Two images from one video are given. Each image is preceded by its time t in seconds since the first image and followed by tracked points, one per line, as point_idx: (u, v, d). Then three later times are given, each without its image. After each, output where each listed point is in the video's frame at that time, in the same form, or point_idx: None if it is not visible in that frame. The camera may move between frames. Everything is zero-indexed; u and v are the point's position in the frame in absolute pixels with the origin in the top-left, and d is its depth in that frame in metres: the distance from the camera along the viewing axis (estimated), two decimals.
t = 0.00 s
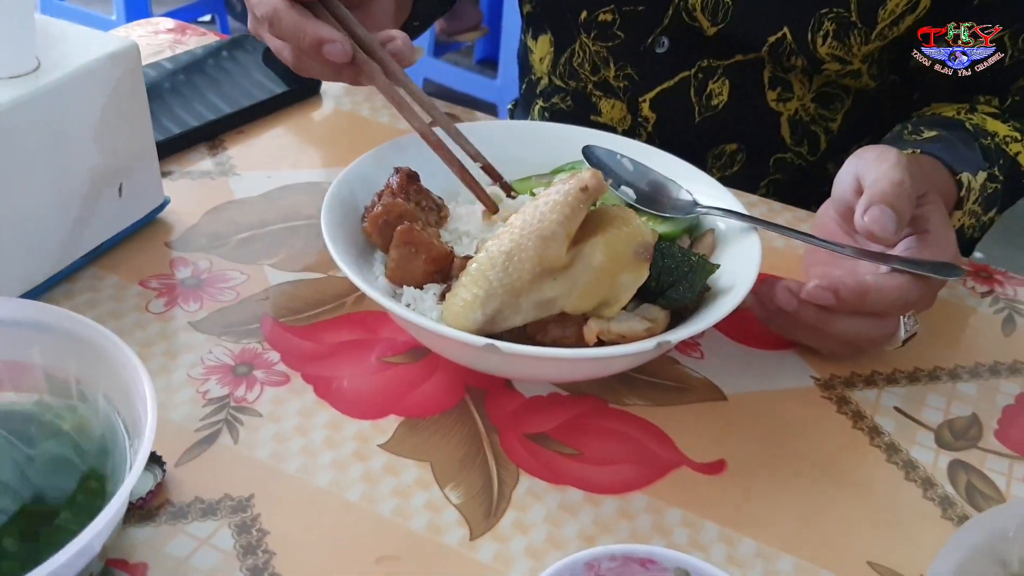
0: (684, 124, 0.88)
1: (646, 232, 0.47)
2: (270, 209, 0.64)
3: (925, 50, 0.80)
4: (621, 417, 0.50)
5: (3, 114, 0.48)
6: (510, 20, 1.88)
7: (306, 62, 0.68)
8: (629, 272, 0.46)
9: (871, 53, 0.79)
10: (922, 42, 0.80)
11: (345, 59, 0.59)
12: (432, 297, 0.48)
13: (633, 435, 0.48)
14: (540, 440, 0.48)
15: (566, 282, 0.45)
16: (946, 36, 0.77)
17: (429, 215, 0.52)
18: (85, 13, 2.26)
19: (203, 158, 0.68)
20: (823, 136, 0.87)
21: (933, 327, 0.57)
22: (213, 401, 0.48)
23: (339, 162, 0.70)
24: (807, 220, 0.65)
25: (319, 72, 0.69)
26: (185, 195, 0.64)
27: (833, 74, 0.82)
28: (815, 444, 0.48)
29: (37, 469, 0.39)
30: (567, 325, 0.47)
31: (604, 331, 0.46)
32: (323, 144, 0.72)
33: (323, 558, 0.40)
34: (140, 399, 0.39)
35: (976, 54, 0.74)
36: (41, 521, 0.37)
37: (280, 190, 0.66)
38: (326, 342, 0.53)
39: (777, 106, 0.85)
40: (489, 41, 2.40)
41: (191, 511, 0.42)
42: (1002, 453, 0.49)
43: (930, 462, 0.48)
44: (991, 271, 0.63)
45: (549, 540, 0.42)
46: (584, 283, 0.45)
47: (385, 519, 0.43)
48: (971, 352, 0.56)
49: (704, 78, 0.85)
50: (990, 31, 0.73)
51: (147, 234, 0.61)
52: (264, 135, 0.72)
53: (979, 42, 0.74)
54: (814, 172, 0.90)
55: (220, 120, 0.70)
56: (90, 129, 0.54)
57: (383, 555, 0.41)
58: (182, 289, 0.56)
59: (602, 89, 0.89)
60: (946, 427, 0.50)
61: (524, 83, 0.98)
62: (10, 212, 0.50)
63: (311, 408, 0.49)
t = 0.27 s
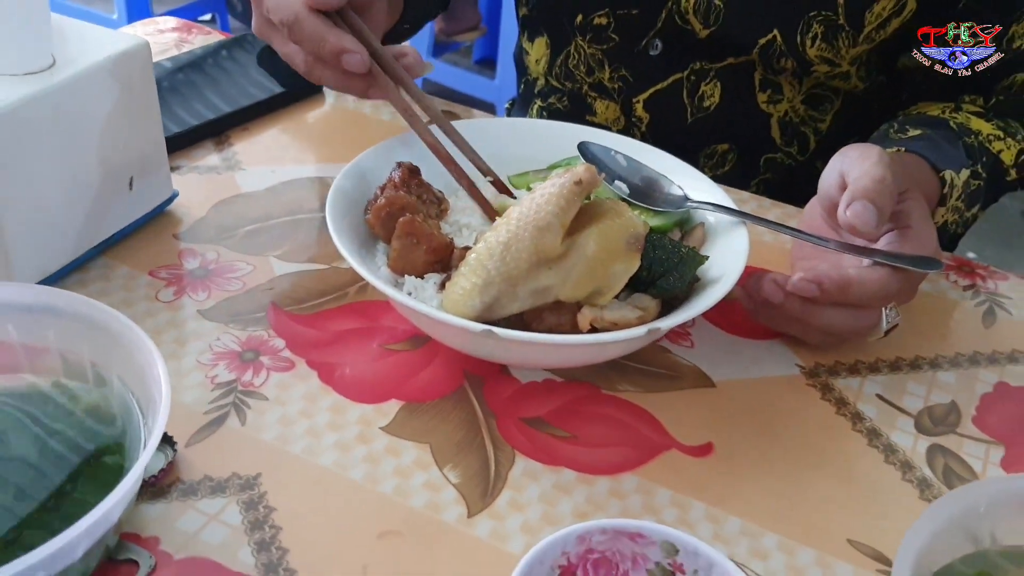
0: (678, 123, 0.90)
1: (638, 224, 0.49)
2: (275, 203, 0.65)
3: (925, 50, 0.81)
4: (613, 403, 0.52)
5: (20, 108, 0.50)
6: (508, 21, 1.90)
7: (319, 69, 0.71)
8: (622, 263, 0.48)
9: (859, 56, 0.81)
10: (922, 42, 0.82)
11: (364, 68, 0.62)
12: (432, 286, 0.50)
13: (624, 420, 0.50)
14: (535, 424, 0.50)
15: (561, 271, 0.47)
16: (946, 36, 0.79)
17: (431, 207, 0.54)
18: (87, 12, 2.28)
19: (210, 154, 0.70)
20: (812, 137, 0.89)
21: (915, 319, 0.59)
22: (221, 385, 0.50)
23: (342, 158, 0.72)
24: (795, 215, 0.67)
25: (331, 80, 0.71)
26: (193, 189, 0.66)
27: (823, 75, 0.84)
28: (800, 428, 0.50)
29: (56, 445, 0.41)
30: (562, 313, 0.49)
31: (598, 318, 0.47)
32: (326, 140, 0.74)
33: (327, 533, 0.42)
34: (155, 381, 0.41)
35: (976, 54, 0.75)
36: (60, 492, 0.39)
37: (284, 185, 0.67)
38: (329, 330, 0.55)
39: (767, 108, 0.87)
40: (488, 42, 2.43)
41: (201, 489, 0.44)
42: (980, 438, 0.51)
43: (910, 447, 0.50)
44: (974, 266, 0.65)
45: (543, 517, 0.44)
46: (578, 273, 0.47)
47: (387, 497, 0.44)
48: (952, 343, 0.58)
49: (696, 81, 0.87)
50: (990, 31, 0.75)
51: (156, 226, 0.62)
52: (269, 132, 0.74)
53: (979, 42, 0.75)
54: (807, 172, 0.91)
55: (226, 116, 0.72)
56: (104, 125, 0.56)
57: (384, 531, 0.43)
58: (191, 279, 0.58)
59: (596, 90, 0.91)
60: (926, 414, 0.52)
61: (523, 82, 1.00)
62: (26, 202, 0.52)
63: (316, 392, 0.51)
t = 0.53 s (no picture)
0: (669, 111, 0.92)
1: (627, 209, 0.50)
2: (271, 187, 0.67)
3: (924, 51, 0.81)
4: (601, 378, 0.53)
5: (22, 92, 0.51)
6: (505, 15, 1.92)
7: (300, 76, 0.71)
8: (610, 247, 0.50)
9: (846, 43, 0.83)
10: (922, 42, 0.81)
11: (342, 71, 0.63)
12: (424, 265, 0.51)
13: (611, 395, 0.52)
14: (524, 399, 0.51)
15: (551, 254, 0.49)
16: (946, 36, 0.78)
17: (424, 189, 0.56)
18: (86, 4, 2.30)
19: (208, 139, 0.71)
20: (800, 124, 0.91)
21: (897, 301, 0.61)
22: (219, 361, 0.52)
23: (338, 144, 0.73)
24: (782, 201, 0.68)
25: (310, 84, 0.71)
26: (192, 174, 0.67)
27: (810, 62, 0.86)
28: (782, 405, 0.52)
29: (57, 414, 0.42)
30: (551, 292, 0.50)
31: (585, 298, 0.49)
32: (323, 127, 0.75)
33: (320, 501, 0.44)
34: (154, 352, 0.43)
35: (976, 54, 0.76)
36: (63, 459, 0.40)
37: (281, 169, 0.69)
38: (324, 309, 0.57)
39: (757, 95, 0.88)
40: (485, 36, 2.44)
41: (199, 459, 0.45)
42: (957, 415, 0.52)
43: (888, 423, 0.51)
44: (956, 251, 0.66)
45: (531, 488, 0.46)
46: (567, 256, 0.49)
47: (379, 468, 0.46)
48: (932, 324, 0.59)
49: (687, 67, 0.88)
50: (990, 31, 0.75)
51: (155, 209, 0.64)
52: (266, 118, 0.75)
53: (980, 42, 0.76)
54: (793, 158, 0.94)
55: (224, 103, 0.73)
56: (104, 108, 0.58)
57: (376, 500, 0.44)
58: (189, 260, 0.59)
59: (590, 77, 0.93)
60: (905, 392, 0.53)
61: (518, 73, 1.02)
62: (28, 183, 0.54)
63: (310, 368, 0.52)
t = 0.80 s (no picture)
0: (662, 112, 0.93)
1: (615, 208, 0.51)
2: (269, 189, 0.68)
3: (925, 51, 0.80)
4: (592, 377, 0.54)
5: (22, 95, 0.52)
6: (502, 17, 1.93)
7: (296, 72, 0.71)
8: (598, 245, 0.51)
9: (835, 43, 0.84)
10: (922, 42, 0.80)
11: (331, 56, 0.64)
12: (417, 266, 0.52)
13: (601, 393, 0.53)
14: (516, 397, 0.52)
15: (540, 251, 0.50)
16: (946, 36, 0.78)
17: (417, 191, 0.56)
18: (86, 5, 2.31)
19: (206, 141, 0.72)
20: (791, 125, 0.91)
21: (885, 302, 0.62)
22: (216, 360, 0.52)
23: (335, 146, 0.74)
24: (772, 202, 0.69)
25: (306, 78, 0.72)
26: (190, 175, 0.68)
27: (800, 63, 0.86)
28: (770, 403, 0.52)
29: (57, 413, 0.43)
30: (542, 291, 0.51)
31: (574, 297, 0.50)
32: (319, 129, 0.76)
33: (315, 497, 0.45)
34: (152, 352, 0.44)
35: (976, 54, 0.76)
36: (62, 454, 0.41)
37: (278, 171, 0.70)
38: (320, 309, 0.58)
39: (748, 96, 0.89)
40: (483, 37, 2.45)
41: (196, 456, 0.46)
42: (941, 413, 0.53)
43: (873, 421, 0.52)
44: (943, 251, 0.67)
45: (521, 484, 0.46)
46: (556, 253, 0.50)
47: (373, 465, 0.47)
48: (917, 323, 0.60)
49: (679, 68, 0.89)
50: (990, 31, 0.76)
51: (154, 210, 0.65)
52: (264, 121, 0.76)
53: (979, 42, 0.76)
54: (784, 160, 0.94)
55: (222, 106, 0.74)
56: (104, 112, 0.59)
57: (369, 496, 0.45)
58: (187, 260, 0.60)
59: (584, 78, 0.94)
60: (890, 390, 0.54)
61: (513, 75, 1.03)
62: (28, 184, 0.54)
63: (306, 367, 0.53)
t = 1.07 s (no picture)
0: (670, 139, 0.94)
1: (629, 242, 0.52)
2: (287, 218, 0.69)
3: (925, 51, 0.83)
4: (607, 409, 0.55)
5: (51, 131, 0.53)
6: (508, 34, 1.95)
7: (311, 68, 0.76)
8: (614, 280, 0.51)
9: (843, 73, 0.86)
10: (923, 41, 0.83)
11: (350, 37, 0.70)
12: (436, 299, 0.53)
13: (617, 425, 0.54)
14: (534, 429, 0.53)
15: (557, 286, 0.51)
16: (946, 36, 0.80)
17: (435, 225, 0.57)
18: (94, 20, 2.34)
19: (224, 170, 0.73)
20: (800, 150, 0.93)
21: (894, 331, 0.63)
22: (238, 393, 0.53)
23: (350, 174, 0.75)
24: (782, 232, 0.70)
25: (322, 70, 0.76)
26: (209, 205, 0.69)
27: (809, 91, 0.88)
28: (782, 435, 0.53)
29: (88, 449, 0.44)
30: (559, 325, 0.52)
31: (591, 331, 0.51)
32: (335, 157, 0.77)
33: (340, 531, 0.45)
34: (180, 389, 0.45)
35: (976, 54, 0.78)
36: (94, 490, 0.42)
37: (296, 200, 0.71)
38: (340, 340, 0.59)
39: (757, 122, 0.91)
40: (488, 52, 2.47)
41: (222, 490, 0.47)
42: (950, 445, 0.54)
43: (884, 452, 0.53)
44: (951, 280, 0.68)
45: (540, 517, 0.47)
46: (573, 288, 0.51)
47: (395, 498, 0.48)
48: (927, 354, 0.61)
49: (689, 94, 0.91)
50: (990, 31, 0.77)
51: (174, 240, 0.66)
52: (280, 149, 0.77)
53: (979, 42, 0.78)
54: (794, 184, 0.96)
55: (240, 135, 0.75)
56: (128, 149, 0.60)
57: (392, 530, 0.46)
58: (208, 291, 0.61)
59: (595, 104, 0.95)
60: (900, 421, 0.55)
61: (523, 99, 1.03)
62: (52, 216, 0.55)
63: (327, 399, 0.54)
